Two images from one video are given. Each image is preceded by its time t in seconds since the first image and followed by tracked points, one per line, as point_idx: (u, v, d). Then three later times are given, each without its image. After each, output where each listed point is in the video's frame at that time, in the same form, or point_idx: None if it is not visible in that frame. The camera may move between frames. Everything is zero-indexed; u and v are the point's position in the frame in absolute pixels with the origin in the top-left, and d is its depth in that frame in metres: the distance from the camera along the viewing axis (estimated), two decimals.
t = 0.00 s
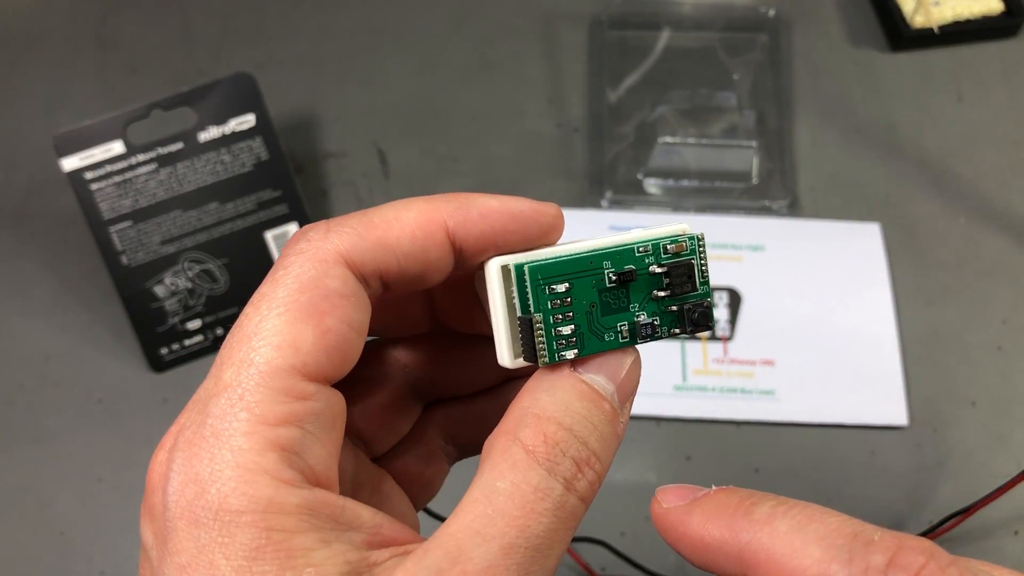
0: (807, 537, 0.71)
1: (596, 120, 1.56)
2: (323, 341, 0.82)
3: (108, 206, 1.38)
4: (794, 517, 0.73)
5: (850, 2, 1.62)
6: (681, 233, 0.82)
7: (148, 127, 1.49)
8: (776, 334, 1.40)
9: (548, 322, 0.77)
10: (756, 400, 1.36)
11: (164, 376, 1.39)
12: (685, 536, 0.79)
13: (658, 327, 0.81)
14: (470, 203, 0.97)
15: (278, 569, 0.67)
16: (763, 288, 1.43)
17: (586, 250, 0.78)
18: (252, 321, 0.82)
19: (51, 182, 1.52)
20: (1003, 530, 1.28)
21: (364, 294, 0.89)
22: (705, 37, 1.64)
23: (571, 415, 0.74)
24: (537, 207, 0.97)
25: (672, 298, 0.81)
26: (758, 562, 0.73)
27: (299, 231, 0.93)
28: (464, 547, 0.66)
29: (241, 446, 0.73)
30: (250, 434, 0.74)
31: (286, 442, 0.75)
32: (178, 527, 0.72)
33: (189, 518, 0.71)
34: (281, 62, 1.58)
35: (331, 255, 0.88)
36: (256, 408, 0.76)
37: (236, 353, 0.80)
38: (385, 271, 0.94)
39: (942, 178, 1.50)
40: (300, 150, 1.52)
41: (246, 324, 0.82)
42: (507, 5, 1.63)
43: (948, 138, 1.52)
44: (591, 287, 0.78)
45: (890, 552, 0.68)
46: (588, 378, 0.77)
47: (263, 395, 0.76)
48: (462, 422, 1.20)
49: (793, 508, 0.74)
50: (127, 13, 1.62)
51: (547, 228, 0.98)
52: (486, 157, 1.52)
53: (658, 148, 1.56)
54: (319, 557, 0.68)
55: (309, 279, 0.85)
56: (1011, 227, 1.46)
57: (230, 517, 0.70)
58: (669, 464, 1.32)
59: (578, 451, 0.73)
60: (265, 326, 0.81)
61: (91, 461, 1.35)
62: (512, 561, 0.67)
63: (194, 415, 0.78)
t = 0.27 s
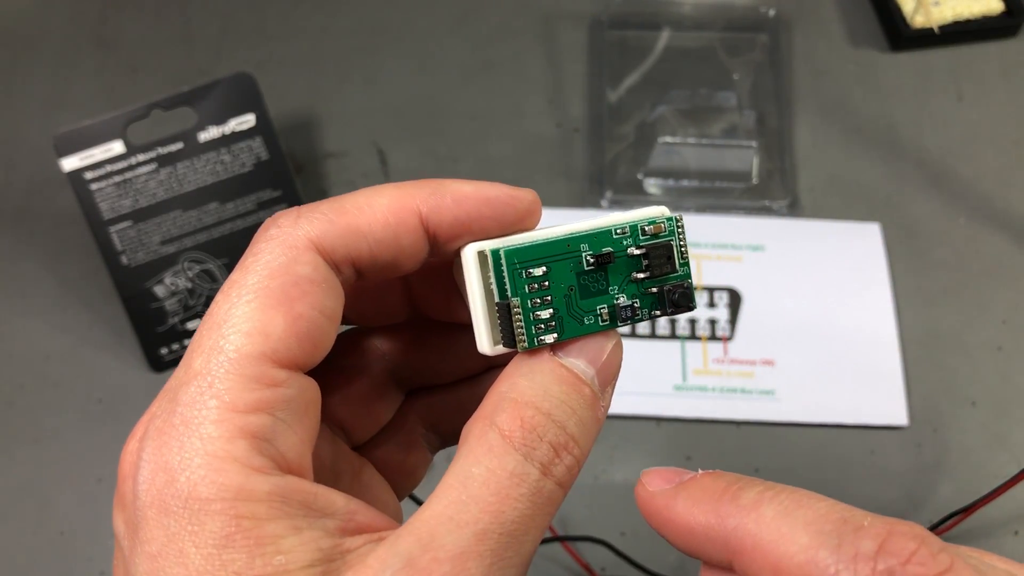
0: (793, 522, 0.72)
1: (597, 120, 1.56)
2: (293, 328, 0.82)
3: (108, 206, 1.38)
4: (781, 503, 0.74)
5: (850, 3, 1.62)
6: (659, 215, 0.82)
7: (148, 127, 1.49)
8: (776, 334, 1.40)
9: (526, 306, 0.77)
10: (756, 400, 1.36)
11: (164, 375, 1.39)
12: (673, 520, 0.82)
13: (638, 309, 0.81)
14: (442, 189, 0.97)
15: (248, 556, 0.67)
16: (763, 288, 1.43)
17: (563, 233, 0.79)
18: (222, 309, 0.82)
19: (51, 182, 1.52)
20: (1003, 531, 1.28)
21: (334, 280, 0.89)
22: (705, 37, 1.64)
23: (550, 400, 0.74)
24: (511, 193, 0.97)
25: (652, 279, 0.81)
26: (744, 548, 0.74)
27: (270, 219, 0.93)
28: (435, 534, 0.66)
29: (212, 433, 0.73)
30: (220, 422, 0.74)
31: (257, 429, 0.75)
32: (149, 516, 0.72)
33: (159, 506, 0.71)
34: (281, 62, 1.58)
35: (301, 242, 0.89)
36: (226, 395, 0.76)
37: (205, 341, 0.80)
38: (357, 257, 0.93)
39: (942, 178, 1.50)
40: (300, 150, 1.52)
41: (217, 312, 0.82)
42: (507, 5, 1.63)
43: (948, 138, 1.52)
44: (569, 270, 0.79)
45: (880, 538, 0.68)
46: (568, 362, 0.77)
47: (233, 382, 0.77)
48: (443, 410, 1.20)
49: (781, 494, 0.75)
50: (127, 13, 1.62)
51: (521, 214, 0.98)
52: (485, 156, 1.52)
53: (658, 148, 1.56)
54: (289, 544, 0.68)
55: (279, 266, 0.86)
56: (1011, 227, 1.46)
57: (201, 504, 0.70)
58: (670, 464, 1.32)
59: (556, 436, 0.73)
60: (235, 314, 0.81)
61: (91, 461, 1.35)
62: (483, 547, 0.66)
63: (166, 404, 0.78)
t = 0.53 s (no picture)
0: (878, 431, 0.67)
1: (597, 120, 1.56)
2: (307, 341, 0.82)
3: (108, 206, 1.38)
4: (871, 404, 0.69)
5: (850, 2, 1.62)
6: (661, 228, 0.82)
7: (148, 127, 1.49)
8: (777, 334, 1.40)
9: (533, 323, 0.78)
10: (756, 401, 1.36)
11: (164, 376, 1.39)
12: (745, 380, 0.76)
13: (645, 322, 0.81)
14: (455, 206, 0.96)
15: (260, 566, 0.67)
16: (763, 288, 1.43)
17: (567, 249, 0.80)
18: (238, 323, 0.83)
19: (51, 182, 1.52)
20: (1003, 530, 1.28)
21: (347, 294, 0.89)
22: (705, 37, 1.64)
23: (560, 411, 0.74)
24: (521, 214, 0.94)
25: (657, 292, 0.81)
26: (821, 439, 0.69)
27: (284, 232, 0.94)
28: (445, 544, 0.66)
29: (227, 446, 0.74)
30: (236, 434, 0.75)
31: (271, 441, 0.75)
32: (166, 526, 0.73)
33: (176, 516, 0.72)
34: (281, 62, 1.58)
35: (315, 256, 0.89)
36: (241, 409, 0.76)
37: (221, 354, 0.81)
38: (370, 272, 0.94)
39: (942, 179, 1.50)
40: (300, 150, 1.52)
41: (233, 326, 0.83)
42: (507, 5, 1.63)
43: (948, 138, 1.52)
44: (574, 286, 0.80)
45: (971, 467, 0.64)
46: (578, 376, 0.77)
47: (249, 395, 0.77)
48: (454, 424, 1.20)
49: (871, 396, 0.69)
50: (126, 13, 1.62)
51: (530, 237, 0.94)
52: (486, 156, 1.52)
53: (658, 148, 1.56)
54: (301, 555, 0.68)
55: (294, 280, 0.86)
56: (1011, 227, 1.46)
57: (216, 515, 0.70)
58: (669, 463, 1.32)
59: (566, 447, 0.72)
60: (251, 327, 0.82)
61: (91, 461, 1.35)
62: (494, 559, 0.66)
63: (183, 416, 0.79)
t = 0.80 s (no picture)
0: (821, 462, 0.66)
1: (597, 119, 1.55)
2: (337, 340, 0.82)
3: (108, 206, 1.38)
4: (816, 433, 0.67)
5: (850, 2, 1.62)
6: (683, 235, 0.82)
7: (148, 127, 1.49)
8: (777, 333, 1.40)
9: (561, 330, 0.77)
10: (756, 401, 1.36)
11: (164, 375, 1.39)
12: (692, 394, 0.73)
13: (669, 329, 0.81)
14: (484, 210, 0.96)
15: (291, 560, 0.67)
16: (763, 288, 1.43)
17: (594, 257, 0.79)
18: (268, 319, 0.83)
19: (51, 182, 1.52)
20: (1003, 530, 1.28)
21: (376, 293, 0.89)
22: (705, 37, 1.64)
23: (585, 414, 0.74)
24: (550, 222, 0.95)
25: (681, 299, 0.81)
26: (760, 464, 0.69)
27: (313, 230, 0.94)
28: (474, 542, 0.66)
29: (257, 440, 0.74)
30: (266, 429, 0.75)
31: (301, 437, 0.75)
32: (196, 519, 0.73)
33: (206, 509, 0.72)
34: (282, 62, 1.58)
35: (345, 255, 0.89)
36: (271, 404, 0.76)
37: (251, 349, 0.81)
38: (397, 272, 0.94)
39: (942, 178, 1.50)
40: (300, 150, 1.52)
41: (263, 322, 0.83)
42: (507, 5, 1.63)
43: (949, 138, 1.52)
44: (601, 293, 0.79)
45: (910, 504, 0.64)
46: (601, 381, 0.77)
47: (279, 391, 0.77)
48: (473, 422, 1.19)
49: (816, 422, 0.68)
50: (127, 13, 1.62)
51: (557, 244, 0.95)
52: (486, 156, 1.52)
53: (658, 147, 1.56)
54: (331, 550, 0.68)
55: (324, 278, 0.86)
56: (1011, 227, 1.46)
57: (246, 508, 0.70)
58: (670, 463, 1.32)
59: (592, 450, 0.72)
60: (281, 323, 0.82)
61: (91, 461, 1.35)
62: (522, 556, 0.66)
63: (212, 410, 0.79)
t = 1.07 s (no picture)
0: (797, 468, 0.65)
1: (597, 119, 1.55)
2: (348, 343, 0.83)
3: (108, 206, 1.38)
4: (791, 440, 0.66)
5: (850, 2, 1.62)
6: (693, 240, 0.81)
7: (148, 126, 1.49)
8: (777, 334, 1.40)
9: (571, 335, 0.77)
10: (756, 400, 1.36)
11: (164, 376, 1.39)
12: (670, 402, 0.71)
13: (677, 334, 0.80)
14: (496, 214, 0.96)
15: (301, 561, 0.67)
16: (763, 287, 1.43)
17: (604, 262, 0.79)
18: (279, 320, 0.83)
19: (51, 182, 1.52)
20: (1003, 531, 1.28)
21: (387, 297, 0.89)
22: (704, 37, 1.64)
23: (593, 419, 0.74)
24: (564, 227, 0.94)
25: (690, 305, 0.80)
26: (735, 473, 0.67)
27: (324, 232, 0.93)
28: (482, 545, 0.67)
29: (268, 441, 0.74)
30: (277, 430, 0.75)
31: (312, 439, 0.75)
32: (205, 519, 0.73)
33: (216, 510, 0.72)
34: (282, 62, 1.58)
35: (357, 257, 0.89)
36: (282, 406, 0.76)
37: (263, 351, 0.81)
38: (408, 275, 0.94)
39: (942, 178, 1.50)
40: (300, 150, 1.52)
41: (274, 324, 0.83)
42: (507, 5, 1.63)
43: (948, 138, 1.52)
44: (611, 298, 0.78)
45: (883, 507, 0.63)
46: (611, 385, 0.77)
47: (290, 393, 0.77)
48: (479, 424, 1.19)
49: (790, 428, 0.67)
50: (127, 13, 1.62)
51: (569, 248, 0.94)
52: (486, 156, 1.52)
53: (658, 147, 1.56)
54: (340, 551, 0.68)
55: (336, 281, 0.86)
56: (1011, 227, 1.46)
57: (256, 509, 0.70)
58: (670, 464, 1.32)
59: (600, 454, 0.72)
60: (293, 326, 0.82)
61: (91, 461, 1.35)
62: (530, 557, 0.67)
63: (222, 411, 0.79)
